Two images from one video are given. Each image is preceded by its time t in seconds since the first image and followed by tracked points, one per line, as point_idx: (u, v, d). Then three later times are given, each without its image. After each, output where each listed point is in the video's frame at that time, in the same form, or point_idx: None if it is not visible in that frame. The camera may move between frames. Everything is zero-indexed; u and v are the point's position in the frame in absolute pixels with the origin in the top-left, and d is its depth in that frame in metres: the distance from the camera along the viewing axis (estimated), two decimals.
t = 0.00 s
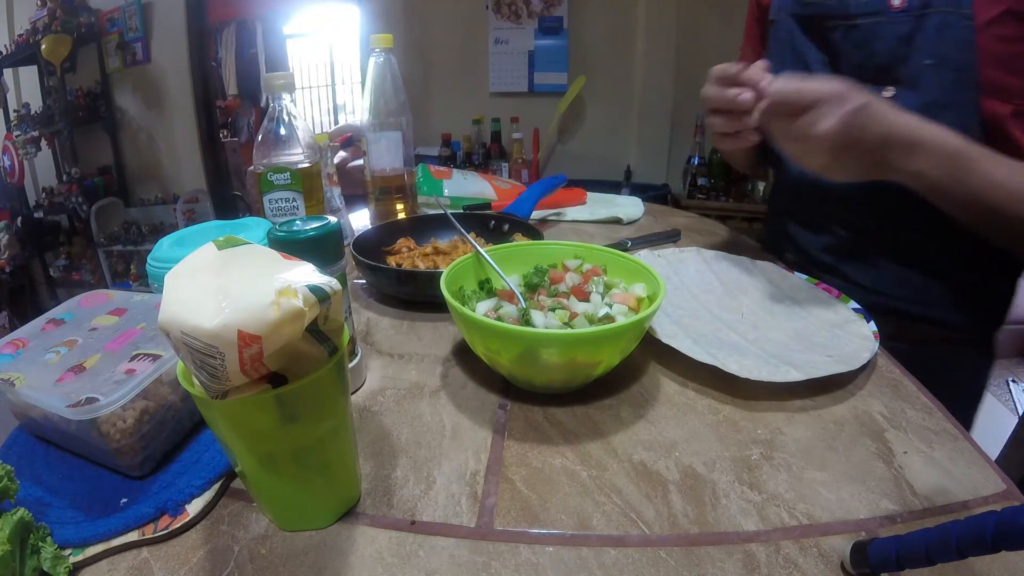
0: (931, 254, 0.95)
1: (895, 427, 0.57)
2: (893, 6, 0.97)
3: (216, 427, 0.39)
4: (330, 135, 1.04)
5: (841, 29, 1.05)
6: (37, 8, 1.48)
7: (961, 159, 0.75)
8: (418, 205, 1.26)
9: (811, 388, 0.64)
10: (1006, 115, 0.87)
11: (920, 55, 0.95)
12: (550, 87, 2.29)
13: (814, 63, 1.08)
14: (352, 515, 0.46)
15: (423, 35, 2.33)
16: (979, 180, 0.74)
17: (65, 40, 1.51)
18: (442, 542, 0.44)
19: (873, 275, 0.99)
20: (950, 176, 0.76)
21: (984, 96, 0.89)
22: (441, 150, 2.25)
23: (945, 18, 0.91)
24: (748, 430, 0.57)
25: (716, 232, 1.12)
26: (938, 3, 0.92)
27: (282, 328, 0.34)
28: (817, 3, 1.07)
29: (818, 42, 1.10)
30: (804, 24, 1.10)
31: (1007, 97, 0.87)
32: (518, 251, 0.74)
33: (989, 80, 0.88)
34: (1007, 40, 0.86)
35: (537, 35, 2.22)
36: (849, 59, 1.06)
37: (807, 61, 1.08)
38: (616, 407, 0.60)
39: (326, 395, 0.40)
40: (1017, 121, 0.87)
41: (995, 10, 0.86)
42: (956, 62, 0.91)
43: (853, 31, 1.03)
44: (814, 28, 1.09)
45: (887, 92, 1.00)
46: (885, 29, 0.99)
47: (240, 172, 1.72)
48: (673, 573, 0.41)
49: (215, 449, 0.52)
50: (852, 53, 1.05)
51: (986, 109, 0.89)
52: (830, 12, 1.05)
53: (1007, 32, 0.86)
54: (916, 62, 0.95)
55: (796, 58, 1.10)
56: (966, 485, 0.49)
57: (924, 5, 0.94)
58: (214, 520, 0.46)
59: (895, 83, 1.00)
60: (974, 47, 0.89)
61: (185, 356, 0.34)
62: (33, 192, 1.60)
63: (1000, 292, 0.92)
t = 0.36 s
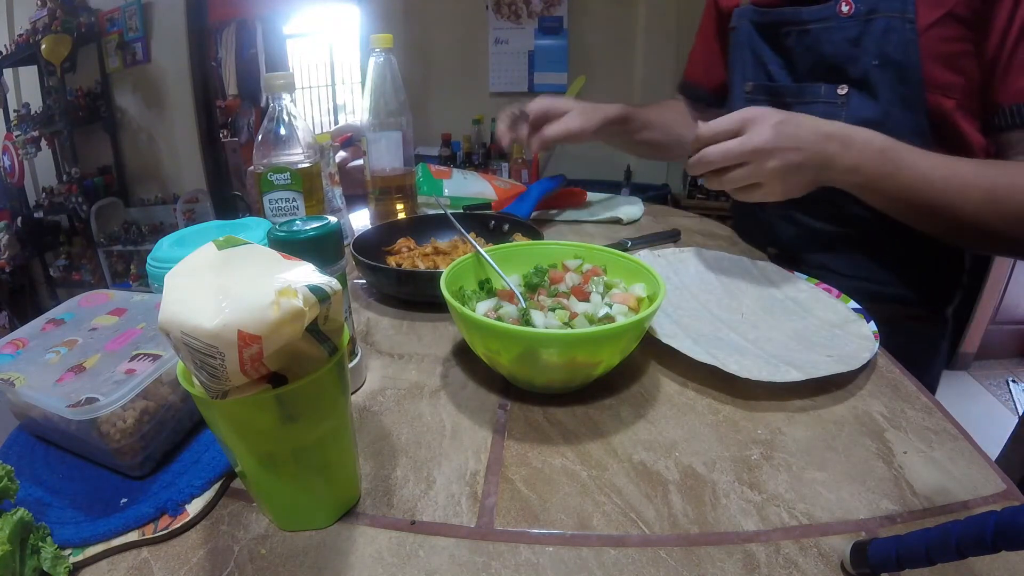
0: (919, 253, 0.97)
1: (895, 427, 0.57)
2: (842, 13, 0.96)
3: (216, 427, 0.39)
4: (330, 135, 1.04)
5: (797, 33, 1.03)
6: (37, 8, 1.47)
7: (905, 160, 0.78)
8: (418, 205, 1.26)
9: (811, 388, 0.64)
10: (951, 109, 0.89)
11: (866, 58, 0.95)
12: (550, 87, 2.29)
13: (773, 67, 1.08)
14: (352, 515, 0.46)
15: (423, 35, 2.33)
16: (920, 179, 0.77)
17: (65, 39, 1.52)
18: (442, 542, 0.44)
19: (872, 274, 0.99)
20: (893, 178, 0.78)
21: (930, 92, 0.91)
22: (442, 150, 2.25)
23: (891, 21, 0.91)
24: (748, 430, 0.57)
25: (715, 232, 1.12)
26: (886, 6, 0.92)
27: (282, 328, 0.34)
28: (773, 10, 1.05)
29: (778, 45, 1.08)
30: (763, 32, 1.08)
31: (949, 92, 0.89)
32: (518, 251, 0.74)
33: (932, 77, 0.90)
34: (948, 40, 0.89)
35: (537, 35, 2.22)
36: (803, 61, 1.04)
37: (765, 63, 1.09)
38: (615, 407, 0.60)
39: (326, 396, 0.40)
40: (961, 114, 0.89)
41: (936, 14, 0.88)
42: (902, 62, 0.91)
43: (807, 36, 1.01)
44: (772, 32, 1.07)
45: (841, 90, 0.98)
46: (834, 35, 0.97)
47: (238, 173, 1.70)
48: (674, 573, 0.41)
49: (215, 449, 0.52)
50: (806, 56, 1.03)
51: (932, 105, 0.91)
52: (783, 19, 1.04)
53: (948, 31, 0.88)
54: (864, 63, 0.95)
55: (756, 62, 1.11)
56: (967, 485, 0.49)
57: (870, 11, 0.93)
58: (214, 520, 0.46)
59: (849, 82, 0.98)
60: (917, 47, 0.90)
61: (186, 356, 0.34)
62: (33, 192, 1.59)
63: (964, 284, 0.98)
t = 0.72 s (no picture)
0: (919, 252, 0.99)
1: (895, 427, 0.57)
2: (856, 17, 0.93)
3: (216, 427, 0.39)
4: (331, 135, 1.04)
5: (806, 35, 0.99)
6: (37, 8, 1.47)
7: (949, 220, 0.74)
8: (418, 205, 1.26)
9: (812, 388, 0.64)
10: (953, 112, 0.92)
11: (879, 61, 0.94)
12: (550, 87, 2.29)
13: (780, 68, 1.04)
14: (352, 515, 0.46)
15: (424, 35, 2.33)
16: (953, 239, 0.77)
17: (65, 39, 1.52)
18: (442, 542, 0.44)
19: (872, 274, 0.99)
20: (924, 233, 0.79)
21: (937, 95, 0.92)
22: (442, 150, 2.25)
23: (904, 27, 0.91)
24: (748, 430, 0.57)
25: (715, 232, 1.12)
26: (899, 12, 0.91)
27: (282, 328, 0.34)
28: (780, 12, 1.01)
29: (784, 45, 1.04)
30: (769, 33, 1.04)
31: (955, 95, 0.92)
32: (518, 251, 0.74)
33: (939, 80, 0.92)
34: (955, 46, 0.91)
35: (537, 35, 2.22)
36: (813, 63, 1.01)
37: (771, 64, 1.05)
38: (615, 407, 0.60)
39: (326, 396, 0.40)
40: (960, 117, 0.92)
41: (946, 21, 0.90)
42: (913, 65, 0.91)
43: (819, 39, 0.98)
44: (780, 33, 1.03)
45: (853, 93, 0.96)
46: (847, 37, 0.95)
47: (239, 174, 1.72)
48: (674, 573, 0.41)
49: (215, 449, 0.52)
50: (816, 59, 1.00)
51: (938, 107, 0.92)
52: (792, 21, 1.00)
53: (955, 37, 0.91)
54: (876, 67, 0.94)
55: (758, 62, 1.07)
56: (967, 485, 0.49)
57: (884, 15, 0.92)
58: (214, 520, 0.46)
59: (860, 85, 0.96)
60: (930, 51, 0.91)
61: (185, 356, 0.34)
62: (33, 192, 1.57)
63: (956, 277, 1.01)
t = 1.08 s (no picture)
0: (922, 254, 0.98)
1: (895, 427, 0.57)
2: (873, 15, 0.94)
3: (216, 427, 0.39)
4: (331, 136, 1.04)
5: (823, 32, 1.01)
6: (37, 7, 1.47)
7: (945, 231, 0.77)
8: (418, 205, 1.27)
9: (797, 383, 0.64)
10: (966, 113, 0.91)
11: (894, 60, 0.94)
12: (550, 87, 2.29)
13: (797, 65, 1.06)
14: (352, 516, 0.46)
15: (423, 35, 2.33)
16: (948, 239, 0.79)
17: (65, 39, 1.52)
18: (442, 542, 0.44)
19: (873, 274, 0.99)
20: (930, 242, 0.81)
21: (952, 97, 0.91)
22: (442, 150, 2.25)
23: (919, 28, 0.91)
24: (748, 430, 0.57)
25: (715, 232, 1.12)
26: (914, 13, 0.91)
27: (282, 328, 0.33)
28: (798, 10, 1.03)
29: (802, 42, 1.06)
30: (789, 31, 1.06)
31: (969, 97, 0.90)
32: (519, 251, 0.74)
33: (953, 82, 0.91)
34: (969, 48, 0.90)
35: (537, 35, 2.22)
36: (829, 62, 1.02)
37: (789, 61, 1.06)
38: (615, 407, 0.60)
39: (325, 396, 0.40)
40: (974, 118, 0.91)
41: (961, 23, 0.90)
42: (927, 66, 0.91)
43: (836, 37, 0.99)
44: (799, 31, 1.05)
45: (866, 90, 0.96)
46: (862, 36, 0.96)
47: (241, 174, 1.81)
48: (674, 573, 0.41)
49: (215, 449, 0.52)
50: (832, 56, 1.01)
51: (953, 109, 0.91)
52: (810, 18, 1.01)
53: (970, 40, 0.90)
54: (892, 66, 0.94)
55: (778, 60, 1.08)
56: (966, 484, 0.49)
57: (900, 15, 0.92)
58: (214, 520, 0.46)
59: (875, 83, 0.96)
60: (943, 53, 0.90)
61: (185, 356, 0.34)
62: (33, 192, 1.55)
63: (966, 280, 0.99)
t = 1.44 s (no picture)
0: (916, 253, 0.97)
1: (895, 427, 0.57)
2: (889, 21, 0.96)
3: (215, 427, 0.39)
4: (331, 136, 1.03)
5: (839, 34, 1.04)
6: (37, 8, 1.47)
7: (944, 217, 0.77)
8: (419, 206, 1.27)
9: (786, 382, 0.65)
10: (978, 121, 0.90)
11: (909, 65, 0.95)
12: (550, 87, 2.29)
13: (813, 66, 1.08)
14: (352, 516, 0.46)
15: (423, 35, 2.33)
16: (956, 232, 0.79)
17: (66, 40, 1.52)
18: (442, 542, 0.44)
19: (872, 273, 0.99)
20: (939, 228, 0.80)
21: (965, 103, 0.91)
22: (441, 150, 2.25)
23: (935, 35, 0.91)
24: (748, 430, 0.57)
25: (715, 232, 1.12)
26: (930, 19, 0.92)
27: (282, 328, 0.33)
28: (817, 11, 1.05)
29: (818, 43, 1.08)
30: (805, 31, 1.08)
31: (983, 104, 0.90)
32: (511, 251, 0.74)
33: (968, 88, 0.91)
34: (986, 55, 0.89)
35: (537, 35, 2.22)
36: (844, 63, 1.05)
37: (805, 62, 1.08)
38: (615, 407, 0.60)
39: (324, 396, 0.40)
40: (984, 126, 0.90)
41: (977, 29, 0.89)
42: (945, 72, 0.91)
43: (852, 40, 1.02)
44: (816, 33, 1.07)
45: (881, 94, 0.99)
46: (878, 41, 0.98)
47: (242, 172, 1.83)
48: (673, 573, 0.41)
49: (215, 449, 0.52)
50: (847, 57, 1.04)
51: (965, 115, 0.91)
52: (828, 19, 1.04)
53: (987, 47, 0.88)
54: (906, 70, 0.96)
55: (794, 60, 1.10)
56: (967, 484, 0.49)
57: (916, 21, 0.94)
58: (214, 521, 0.46)
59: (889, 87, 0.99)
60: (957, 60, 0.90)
61: (185, 356, 0.34)
62: (33, 191, 1.55)
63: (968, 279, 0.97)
